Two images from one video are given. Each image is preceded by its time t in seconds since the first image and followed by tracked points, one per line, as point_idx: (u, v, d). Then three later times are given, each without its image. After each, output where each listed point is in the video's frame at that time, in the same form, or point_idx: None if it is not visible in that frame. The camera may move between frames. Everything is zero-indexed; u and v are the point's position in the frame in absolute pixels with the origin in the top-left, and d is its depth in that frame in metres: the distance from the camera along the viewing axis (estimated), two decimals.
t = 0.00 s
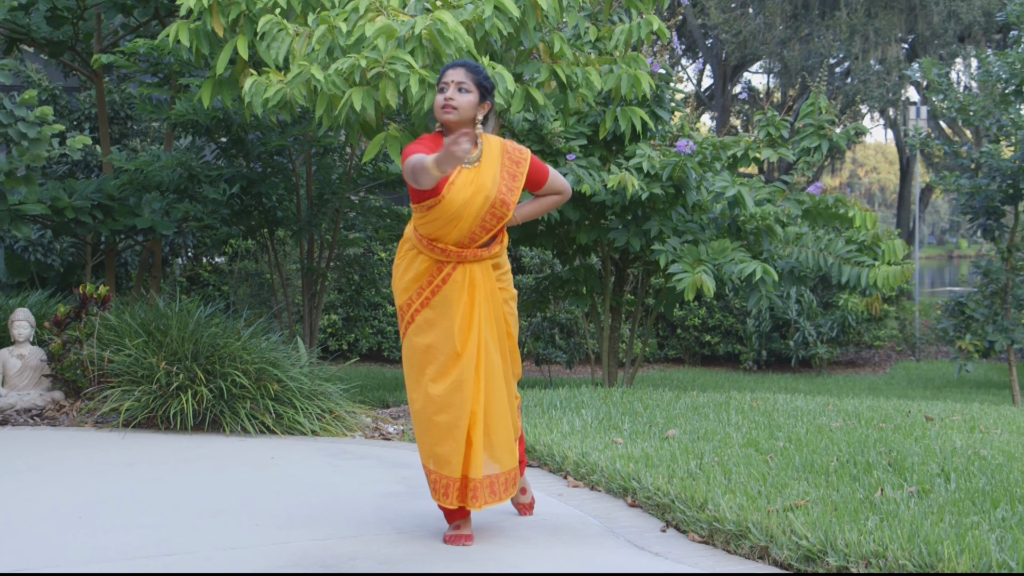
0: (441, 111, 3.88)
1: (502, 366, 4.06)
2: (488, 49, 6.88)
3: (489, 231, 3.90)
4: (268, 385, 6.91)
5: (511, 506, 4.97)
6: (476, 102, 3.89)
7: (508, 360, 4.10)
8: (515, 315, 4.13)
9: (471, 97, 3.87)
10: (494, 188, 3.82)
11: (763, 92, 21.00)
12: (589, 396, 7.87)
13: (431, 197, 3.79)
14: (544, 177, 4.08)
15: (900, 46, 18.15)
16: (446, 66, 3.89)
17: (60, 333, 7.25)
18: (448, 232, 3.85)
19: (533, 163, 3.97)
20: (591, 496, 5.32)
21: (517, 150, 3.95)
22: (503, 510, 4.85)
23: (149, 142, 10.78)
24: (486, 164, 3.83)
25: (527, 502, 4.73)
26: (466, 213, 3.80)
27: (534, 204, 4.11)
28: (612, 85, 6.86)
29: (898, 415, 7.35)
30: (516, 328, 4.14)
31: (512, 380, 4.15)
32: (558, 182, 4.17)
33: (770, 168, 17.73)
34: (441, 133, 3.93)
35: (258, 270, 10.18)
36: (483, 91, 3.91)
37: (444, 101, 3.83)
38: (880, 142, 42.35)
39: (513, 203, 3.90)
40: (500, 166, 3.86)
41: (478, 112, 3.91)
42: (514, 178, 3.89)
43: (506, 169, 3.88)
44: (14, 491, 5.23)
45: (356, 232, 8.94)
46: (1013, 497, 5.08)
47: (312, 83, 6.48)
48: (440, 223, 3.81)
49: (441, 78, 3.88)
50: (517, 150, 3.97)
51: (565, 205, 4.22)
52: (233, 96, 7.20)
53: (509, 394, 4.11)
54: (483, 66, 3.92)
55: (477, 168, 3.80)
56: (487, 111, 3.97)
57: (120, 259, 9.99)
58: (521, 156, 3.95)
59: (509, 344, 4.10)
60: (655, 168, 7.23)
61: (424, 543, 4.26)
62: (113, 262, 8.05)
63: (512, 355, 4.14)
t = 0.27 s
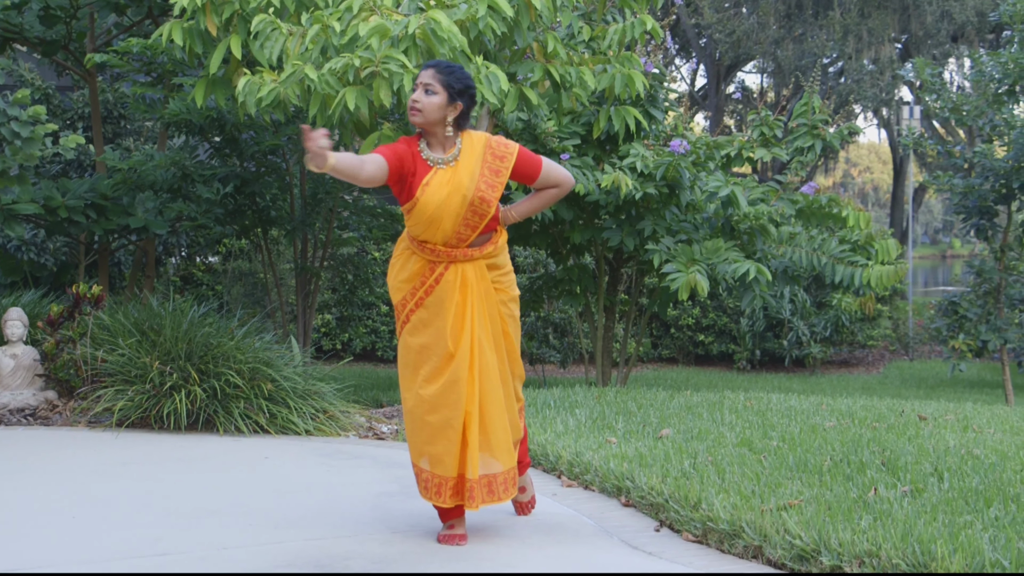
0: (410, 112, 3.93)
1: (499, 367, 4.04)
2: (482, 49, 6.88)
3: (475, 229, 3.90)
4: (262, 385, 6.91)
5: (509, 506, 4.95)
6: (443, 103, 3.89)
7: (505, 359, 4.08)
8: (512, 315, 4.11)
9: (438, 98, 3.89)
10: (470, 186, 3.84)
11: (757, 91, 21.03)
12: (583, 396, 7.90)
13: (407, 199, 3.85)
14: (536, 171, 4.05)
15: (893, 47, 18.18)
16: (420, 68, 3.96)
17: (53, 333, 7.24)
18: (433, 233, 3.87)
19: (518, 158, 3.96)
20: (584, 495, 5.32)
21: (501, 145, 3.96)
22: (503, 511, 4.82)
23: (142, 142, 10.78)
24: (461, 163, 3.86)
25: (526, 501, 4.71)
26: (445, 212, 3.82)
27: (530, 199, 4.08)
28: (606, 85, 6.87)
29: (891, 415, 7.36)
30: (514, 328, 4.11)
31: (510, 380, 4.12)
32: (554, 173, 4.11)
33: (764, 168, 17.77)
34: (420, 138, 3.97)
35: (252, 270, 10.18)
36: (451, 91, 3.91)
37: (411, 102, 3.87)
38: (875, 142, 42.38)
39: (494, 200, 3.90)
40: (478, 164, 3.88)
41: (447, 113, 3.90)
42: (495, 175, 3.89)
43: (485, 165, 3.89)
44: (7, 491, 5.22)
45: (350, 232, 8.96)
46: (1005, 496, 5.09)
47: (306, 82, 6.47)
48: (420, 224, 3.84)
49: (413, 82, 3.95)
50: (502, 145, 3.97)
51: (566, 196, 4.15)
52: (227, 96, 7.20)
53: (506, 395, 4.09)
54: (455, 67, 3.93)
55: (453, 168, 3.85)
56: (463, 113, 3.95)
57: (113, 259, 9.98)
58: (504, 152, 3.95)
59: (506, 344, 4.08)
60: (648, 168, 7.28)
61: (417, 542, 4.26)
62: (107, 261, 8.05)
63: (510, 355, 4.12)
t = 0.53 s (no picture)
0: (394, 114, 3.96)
1: (497, 367, 3.99)
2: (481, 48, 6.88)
3: (459, 226, 3.88)
4: (261, 385, 6.91)
5: (509, 506, 4.94)
6: (419, 102, 3.87)
7: (504, 359, 4.02)
8: (513, 315, 4.05)
9: (414, 99, 3.87)
10: (449, 181, 3.83)
11: (756, 91, 21.05)
12: (583, 395, 7.91)
13: (394, 197, 3.92)
14: (526, 165, 3.95)
15: (892, 46, 18.20)
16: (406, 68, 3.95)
17: (52, 332, 7.20)
18: (421, 231, 3.89)
19: (504, 153, 3.89)
20: (583, 495, 5.32)
21: (488, 140, 3.91)
22: (503, 512, 4.81)
23: (141, 141, 10.79)
24: (442, 159, 3.86)
25: (525, 502, 4.69)
26: (425, 209, 3.84)
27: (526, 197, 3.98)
28: (606, 84, 6.88)
29: (891, 414, 7.36)
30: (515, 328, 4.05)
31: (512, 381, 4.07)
32: (547, 167, 3.98)
33: (763, 167, 17.79)
34: (414, 139, 4.01)
35: (251, 269, 10.19)
36: (428, 90, 3.87)
37: (390, 104, 3.90)
38: (875, 142, 42.39)
39: (475, 195, 3.86)
40: (459, 159, 3.86)
41: (426, 113, 3.89)
42: (476, 170, 3.86)
43: (466, 160, 3.86)
44: (6, 491, 5.22)
45: (349, 231, 8.98)
46: (1005, 495, 5.09)
47: (305, 82, 6.47)
48: (405, 222, 3.88)
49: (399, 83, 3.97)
50: (489, 141, 3.92)
51: (564, 190, 3.99)
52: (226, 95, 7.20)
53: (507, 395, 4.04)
54: (434, 64, 3.89)
55: (435, 166, 3.87)
56: (447, 110, 3.90)
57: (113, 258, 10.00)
58: (489, 147, 3.90)
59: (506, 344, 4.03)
60: (648, 167, 7.30)
61: (416, 542, 4.26)
62: (106, 261, 8.05)
63: (511, 355, 4.07)
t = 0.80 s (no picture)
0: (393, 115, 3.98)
1: (490, 367, 3.95)
2: (483, 47, 6.88)
3: (449, 223, 3.85)
4: (263, 384, 6.90)
5: (510, 504, 4.94)
6: (409, 102, 3.87)
7: (499, 359, 3.97)
8: (510, 314, 3.98)
9: (407, 98, 3.88)
10: (436, 176, 3.82)
11: (758, 90, 21.05)
12: (584, 394, 7.92)
13: (390, 194, 3.95)
14: (517, 163, 3.86)
15: (893, 45, 18.20)
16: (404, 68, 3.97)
17: (54, 331, 7.21)
18: (414, 228, 3.90)
19: (494, 149, 3.83)
20: (585, 493, 5.32)
21: (480, 138, 3.87)
22: (504, 511, 4.80)
23: (143, 140, 10.81)
24: (433, 156, 3.86)
25: (529, 501, 4.69)
26: (414, 205, 3.84)
27: (519, 199, 3.89)
28: (607, 83, 6.89)
29: (892, 413, 7.36)
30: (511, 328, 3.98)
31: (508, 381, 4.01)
32: (538, 167, 3.86)
33: (764, 166, 17.81)
34: (418, 139, 4.02)
35: (253, 268, 10.20)
36: (417, 90, 3.86)
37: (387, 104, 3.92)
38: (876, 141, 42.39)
39: (461, 191, 3.82)
40: (448, 155, 3.84)
41: (418, 112, 3.88)
42: (464, 167, 3.82)
43: (455, 156, 3.83)
44: (8, 489, 5.23)
45: (351, 230, 8.99)
46: (1006, 494, 5.09)
47: (307, 81, 6.47)
48: (397, 218, 3.89)
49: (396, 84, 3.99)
50: (481, 138, 3.87)
51: (556, 191, 3.85)
52: (227, 94, 7.21)
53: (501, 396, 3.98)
54: (425, 63, 3.86)
55: (427, 163, 3.87)
56: (440, 108, 3.87)
57: (114, 257, 10.00)
58: (480, 143, 3.85)
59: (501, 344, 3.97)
60: (650, 167, 7.31)
61: (418, 541, 4.26)
62: (108, 260, 8.06)
63: (508, 354, 4.01)
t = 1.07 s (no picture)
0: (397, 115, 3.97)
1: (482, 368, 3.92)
2: (484, 46, 6.88)
3: (439, 222, 3.83)
4: (265, 383, 6.89)
5: (512, 504, 4.94)
6: (408, 103, 3.86)
7: (492, 359, 3.93)
8: (503, 316, 3.94)
9: (405, 99, 3.86)
10: (426, 176, 3.79)
11: (759, 89, 21.05)
12: (586, 394, 7.92)
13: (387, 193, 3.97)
14: (504, 166, 3.77)
15: (895, 45, 18.19)
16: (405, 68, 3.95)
17: (56, 331, 7.22)
18: (407, 228, 3.90)
19: (484, 150, 3.77)
20: (586, 493, 5.32)
21: (473, 138, 3.80)
22: (507, 511, 4.80)
23: (145, 140, 10.82)
24: (427, 155, 3.83)
25: (528, 502, 4.69)
26: (405, 204, 3.84)
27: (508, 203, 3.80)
28: (609, 82, 6.89)
29: (894, 413, 7.36)
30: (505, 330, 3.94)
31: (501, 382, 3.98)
32: (525, 171, 3.74)
33: (765, 165, 17.82)
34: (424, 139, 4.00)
35: (254, 268, 10.22)
36: (414, 89, 3.84)
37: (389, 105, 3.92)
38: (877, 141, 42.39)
39: (448, 191, 3.78)
40: (440, 155, 3.80)
41: (417, 111, 3.87)
42: (452, 168, 3.78)
43: (446, 156, 3.79)
44: (9, 489, 5.23)
45: (352, 230, 9.00)
46: (1008, 493, 5.09)
47: (308, 81, 6.47)
48: (391, 217, 3.90)
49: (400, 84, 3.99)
50: (475, 138, 3.81)
51: (540, 197, 3.73)
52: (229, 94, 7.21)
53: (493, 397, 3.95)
54: (422, 62, 3.84)
55: (421, 163, 3.85)
56: (438, 107, 3.84)
57: (116, 256, 10.01)
58: (471, 143, 3.79)
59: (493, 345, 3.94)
60: (652, 166, 7.33)
61: (420, 540, 4.26)
62: (109, 260, 8.07)
63: (502, 355, 3.97)
